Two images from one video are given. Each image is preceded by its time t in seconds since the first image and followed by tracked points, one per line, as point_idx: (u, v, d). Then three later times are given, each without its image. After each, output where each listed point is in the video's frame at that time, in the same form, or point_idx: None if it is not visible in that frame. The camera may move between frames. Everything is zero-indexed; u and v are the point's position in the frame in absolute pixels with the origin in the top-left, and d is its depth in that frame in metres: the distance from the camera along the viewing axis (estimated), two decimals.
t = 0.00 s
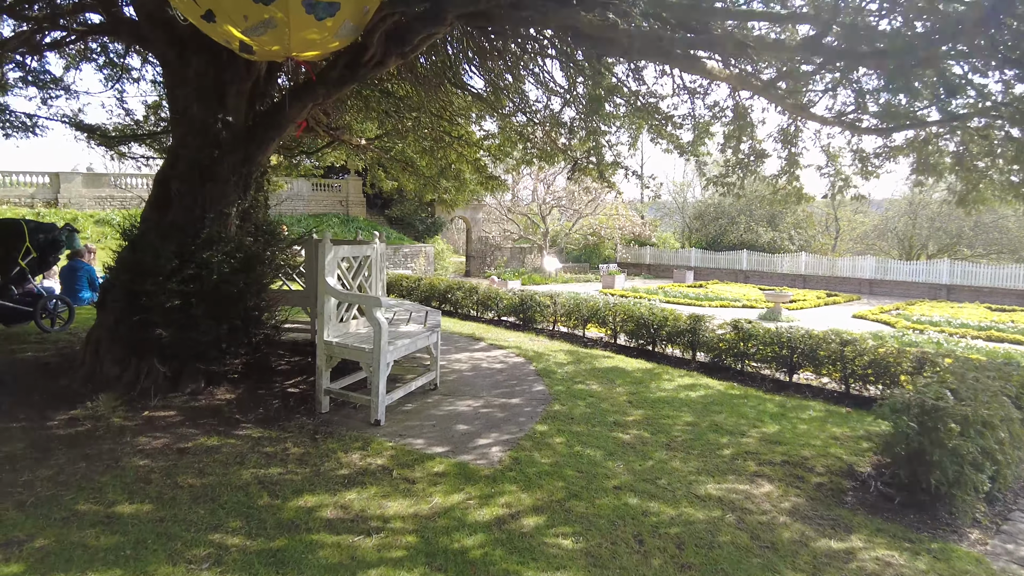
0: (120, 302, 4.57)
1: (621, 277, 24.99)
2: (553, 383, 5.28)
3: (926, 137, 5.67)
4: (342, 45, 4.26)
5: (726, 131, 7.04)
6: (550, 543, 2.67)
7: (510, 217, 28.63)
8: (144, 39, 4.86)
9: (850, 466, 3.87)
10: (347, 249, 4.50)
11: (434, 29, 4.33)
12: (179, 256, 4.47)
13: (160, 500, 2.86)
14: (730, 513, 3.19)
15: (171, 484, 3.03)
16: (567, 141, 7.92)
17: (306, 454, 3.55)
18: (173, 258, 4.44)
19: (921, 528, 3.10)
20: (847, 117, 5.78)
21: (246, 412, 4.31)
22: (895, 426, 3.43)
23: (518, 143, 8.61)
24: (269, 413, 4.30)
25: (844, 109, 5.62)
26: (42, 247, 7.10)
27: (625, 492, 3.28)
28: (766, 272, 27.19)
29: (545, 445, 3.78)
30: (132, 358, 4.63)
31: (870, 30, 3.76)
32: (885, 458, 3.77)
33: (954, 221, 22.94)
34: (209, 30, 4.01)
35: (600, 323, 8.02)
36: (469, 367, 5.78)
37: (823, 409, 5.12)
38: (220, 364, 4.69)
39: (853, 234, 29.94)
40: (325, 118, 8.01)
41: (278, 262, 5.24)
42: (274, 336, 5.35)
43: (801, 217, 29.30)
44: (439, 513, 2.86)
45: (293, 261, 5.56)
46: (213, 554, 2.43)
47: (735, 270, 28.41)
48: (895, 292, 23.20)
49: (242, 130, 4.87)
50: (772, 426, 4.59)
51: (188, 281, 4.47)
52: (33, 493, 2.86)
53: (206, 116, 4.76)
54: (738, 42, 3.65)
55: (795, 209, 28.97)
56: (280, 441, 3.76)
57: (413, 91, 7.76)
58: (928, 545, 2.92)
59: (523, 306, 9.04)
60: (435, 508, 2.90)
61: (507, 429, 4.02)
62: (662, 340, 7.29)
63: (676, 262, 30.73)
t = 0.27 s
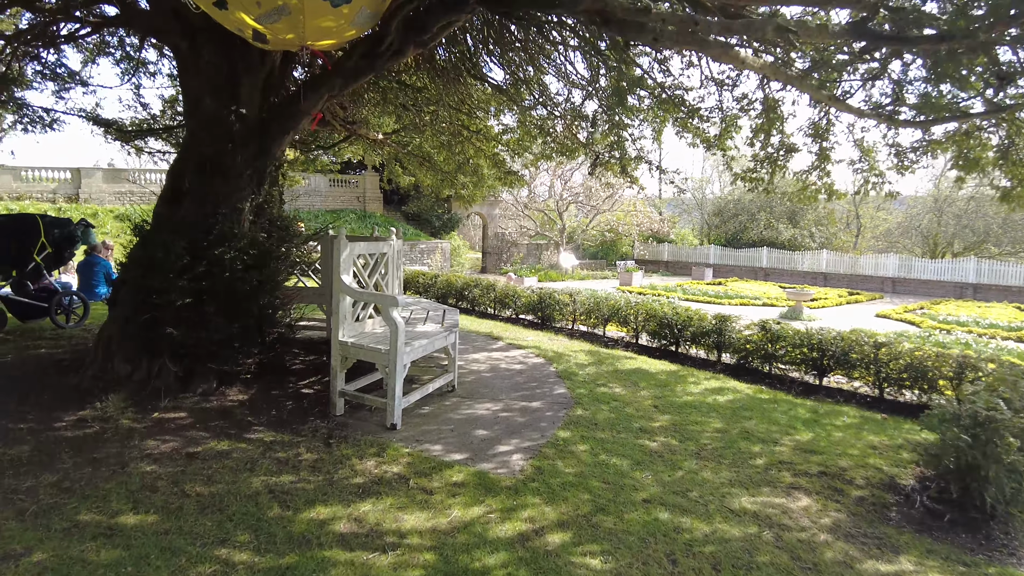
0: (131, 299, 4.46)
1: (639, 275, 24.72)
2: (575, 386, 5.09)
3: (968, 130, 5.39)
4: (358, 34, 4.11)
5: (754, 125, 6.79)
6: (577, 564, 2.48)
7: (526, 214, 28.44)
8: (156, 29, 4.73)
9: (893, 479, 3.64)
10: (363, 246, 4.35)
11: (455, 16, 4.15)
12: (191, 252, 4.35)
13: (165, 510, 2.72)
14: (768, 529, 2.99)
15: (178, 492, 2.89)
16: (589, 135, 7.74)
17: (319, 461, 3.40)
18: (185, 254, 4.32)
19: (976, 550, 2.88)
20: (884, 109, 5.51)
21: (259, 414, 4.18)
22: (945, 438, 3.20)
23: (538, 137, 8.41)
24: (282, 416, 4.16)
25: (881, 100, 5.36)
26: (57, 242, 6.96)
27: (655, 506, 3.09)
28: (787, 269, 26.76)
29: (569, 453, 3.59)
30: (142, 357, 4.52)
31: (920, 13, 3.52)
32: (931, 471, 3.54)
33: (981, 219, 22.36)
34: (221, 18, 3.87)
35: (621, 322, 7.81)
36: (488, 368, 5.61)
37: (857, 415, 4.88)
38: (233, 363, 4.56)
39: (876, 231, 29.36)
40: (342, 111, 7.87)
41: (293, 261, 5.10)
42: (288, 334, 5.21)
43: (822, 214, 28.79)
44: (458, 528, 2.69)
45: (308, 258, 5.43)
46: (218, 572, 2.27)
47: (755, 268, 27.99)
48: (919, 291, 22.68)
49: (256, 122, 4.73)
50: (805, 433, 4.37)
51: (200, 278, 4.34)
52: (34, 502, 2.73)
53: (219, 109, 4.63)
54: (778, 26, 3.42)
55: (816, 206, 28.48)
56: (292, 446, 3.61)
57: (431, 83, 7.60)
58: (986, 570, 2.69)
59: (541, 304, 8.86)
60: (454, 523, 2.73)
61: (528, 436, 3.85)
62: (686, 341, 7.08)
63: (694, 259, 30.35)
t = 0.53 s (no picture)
0: (135, 298, 4.34)
1: (652, 272, 24.46)
2: (591, 389, 4.92)
3: (1003, 124, 5.16)
4: (368, 23, 3.95)
5: (776, 119, 6.57)
6: None
7: (538, 210, 28.24)
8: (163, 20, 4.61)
9: (930, 492, 3.44)
10: (373, 244, 4.20)
11: (469, 6, 3.97)
12: (197, 250, 4.22)
13: (163, 523, 2.58)
14: (800, 548, 2.81)
15: (177, 504, 2.76)
16: (604, 130, 7.56)
17: (326, 469, 3.25)
18: (189, 252, 4.18)
19: None
20: (914, 102, 5.29)
21: (265, 418, 4.05)
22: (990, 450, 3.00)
23: (552, 133, 8.24)
24: (288, 420, 4.03)
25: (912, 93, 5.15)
26: (65, 239, 6.93)
27: (679, 521, 2.92)
28: (802, 267, 26.39)
29: (587, 463, 3.43)
30: (147, 357, 4.42)
31: None
32: (971, 485, 3.33)
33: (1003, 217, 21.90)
34: (225, 8, 3.70)
35: (637, 322, 7.63)
36: (501, 370, 5.45)
37: (886, 422, 4.68)
38: (239, 365, 4.44)
39: (893, 229, 28.89)
40: (352, 106, 7.76)
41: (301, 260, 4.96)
42: (297, 334, 5.07)
43: (839, 211, 28.36)
44: (471, 545, 2.53)
45: (317, 258, 5.29)
46: None
47: (770, 265, 27.62)
48: (939, 290, 22.26)
49: (263, 116, 4.59)
50: (833, 442, 4.17)
51: (205, 277, 4.21)
52: (27, 513, 2.61)
53: (226, 103, 4.50)
54: (810, 12, 3.24)
55: (833, 203, 28.06)
56: (299, 453, 3.47)
57: (442, 77, 7.46)
58: None
59: (555, 303, 8.69)
60: (467, 540, 2.57)
61: (544, 443, 3.69)
62: (704, 342, 6.89)
63: (708, 257, 30.02)
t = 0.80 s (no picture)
0: (132, 297, 4.18)
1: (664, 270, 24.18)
2: (605, 393, 4.72)
3: None
4: (373, 11, 3.72)
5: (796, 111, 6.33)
6: None
7: (548, 207, 28.00)
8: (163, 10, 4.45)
9: (970, 505, 3.22)
10: (379, 241, 4.02)
11: None
12: (196, 247, 4.04)
13: (151, 540, 2.42)
14: (835, 568, 2.60)
15: (167, 518, 2.59)
16: (617, 124, 7.37)
17: (328, 479, 3.08)
18: (187, 250, 4.00)
19: None
20: (945, 92, 5.04)
21: (266, 423, 3.88)
22: None
23: (564, 126, 8.04)
24: (290, 425, 3.86)
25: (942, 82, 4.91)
26: (68, 236, 6.76)
27: (703, 539, 2.72)
28: (816, 265, 26.01)
29: (603, 474, 3.23)
30: (145, 358, 4.27)
31: None
32: (1016, 499, 3.11)
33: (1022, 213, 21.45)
34: None
35: (652, 322, 7.42)
36: (511, 372, 5.25)
37: (916, 429, 4.45)
38: (240, 367, 4.28)
39: (909, 226, 28.44)
40: (359, 100, 7.61)
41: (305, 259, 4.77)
42: (301, 335, 4.91)
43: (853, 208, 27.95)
44: (480, 566, 2.35)
45: (323, 255, 5.11)
46: None
47: (783, 263, 27.25)
48: (956, 288, 21.85)
49: (265, 108, 4.41)
50: (862, 449, 3.95)
51: (205, 276, 4.04)
52: (7, 528, 2.45)
53: (226, 94, 4.31)
54: None
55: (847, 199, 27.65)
56: (299, 462, 3.30)
57: (451, 69, 7.28)
58: None
59: (567, 302, 8.49)
60: (475, 560, 2.39)
61: (557, 451, 3.50)
62: (721, 342, 6.69)
63: (720, 254, 29.69)
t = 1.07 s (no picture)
0: (126, 302, 4.02)
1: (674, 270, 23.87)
2: (619, 404, 4.50)
3: None
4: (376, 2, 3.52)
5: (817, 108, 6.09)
6: None
7: (557, 206, 27.77)
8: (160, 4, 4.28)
9: (1015, 530, 2.98)
10: (382, 244, 3.83)
11: None
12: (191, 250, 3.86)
13: (131, 571, 2.23)
14: None
15: (151, 544, 2.41)
16: (630, 121, 7.16)
17: (325, 499, 2.89)
18: (183, 253, 3.83)
19: None
20: (977, 85, 4.78)
21: (263, 435, 3.70)
22: None
23: (575, 124, 7.83)
24: (289, 438, 3.68)
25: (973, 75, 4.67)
26: (68, 237, 6.57)
27: (729, 569, 2.51)
28: (829, 265, 25.63)
29: (618, 494, 3.03)
30: (140, 365, 4.10)
31: None
32: None
33: None
34: None
35: (666, 325, 7.20)
36: (520, 379, 5.05)
37: (949, 442, 4.20)
38: (239, 375, 4.10)
39: (924, 225, 27.98)
40: (365, 98, 7.44)
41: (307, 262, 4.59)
42: (303, 340, 4.72)
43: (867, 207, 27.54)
44: None
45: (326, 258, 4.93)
46: None
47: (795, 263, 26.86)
48: (973, 288, 21.42)
49: (264, 105, 4.23)
50: (893, 465, 3.71)
51: (200, 281, 3.86)
52: None
53: (223, 91, 4.14)
54: None
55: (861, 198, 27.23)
56: (296, 479, 3.12)
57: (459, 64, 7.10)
58: None
59: (577, 304, 8.27)
60: None
61: (569, 469, 3.29)
62: (738, 347, 6.49)
63: (731, 253, 29.34)
